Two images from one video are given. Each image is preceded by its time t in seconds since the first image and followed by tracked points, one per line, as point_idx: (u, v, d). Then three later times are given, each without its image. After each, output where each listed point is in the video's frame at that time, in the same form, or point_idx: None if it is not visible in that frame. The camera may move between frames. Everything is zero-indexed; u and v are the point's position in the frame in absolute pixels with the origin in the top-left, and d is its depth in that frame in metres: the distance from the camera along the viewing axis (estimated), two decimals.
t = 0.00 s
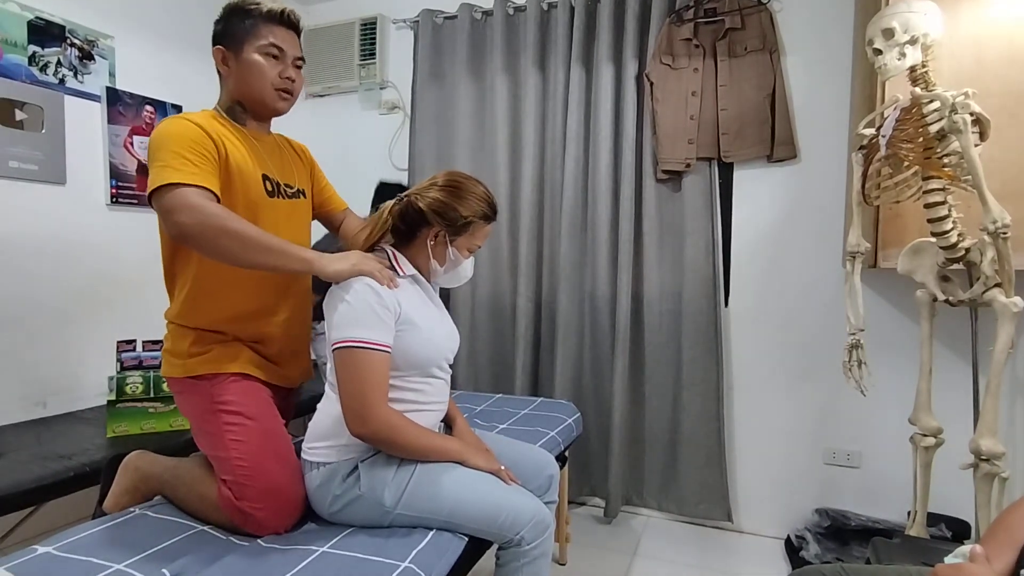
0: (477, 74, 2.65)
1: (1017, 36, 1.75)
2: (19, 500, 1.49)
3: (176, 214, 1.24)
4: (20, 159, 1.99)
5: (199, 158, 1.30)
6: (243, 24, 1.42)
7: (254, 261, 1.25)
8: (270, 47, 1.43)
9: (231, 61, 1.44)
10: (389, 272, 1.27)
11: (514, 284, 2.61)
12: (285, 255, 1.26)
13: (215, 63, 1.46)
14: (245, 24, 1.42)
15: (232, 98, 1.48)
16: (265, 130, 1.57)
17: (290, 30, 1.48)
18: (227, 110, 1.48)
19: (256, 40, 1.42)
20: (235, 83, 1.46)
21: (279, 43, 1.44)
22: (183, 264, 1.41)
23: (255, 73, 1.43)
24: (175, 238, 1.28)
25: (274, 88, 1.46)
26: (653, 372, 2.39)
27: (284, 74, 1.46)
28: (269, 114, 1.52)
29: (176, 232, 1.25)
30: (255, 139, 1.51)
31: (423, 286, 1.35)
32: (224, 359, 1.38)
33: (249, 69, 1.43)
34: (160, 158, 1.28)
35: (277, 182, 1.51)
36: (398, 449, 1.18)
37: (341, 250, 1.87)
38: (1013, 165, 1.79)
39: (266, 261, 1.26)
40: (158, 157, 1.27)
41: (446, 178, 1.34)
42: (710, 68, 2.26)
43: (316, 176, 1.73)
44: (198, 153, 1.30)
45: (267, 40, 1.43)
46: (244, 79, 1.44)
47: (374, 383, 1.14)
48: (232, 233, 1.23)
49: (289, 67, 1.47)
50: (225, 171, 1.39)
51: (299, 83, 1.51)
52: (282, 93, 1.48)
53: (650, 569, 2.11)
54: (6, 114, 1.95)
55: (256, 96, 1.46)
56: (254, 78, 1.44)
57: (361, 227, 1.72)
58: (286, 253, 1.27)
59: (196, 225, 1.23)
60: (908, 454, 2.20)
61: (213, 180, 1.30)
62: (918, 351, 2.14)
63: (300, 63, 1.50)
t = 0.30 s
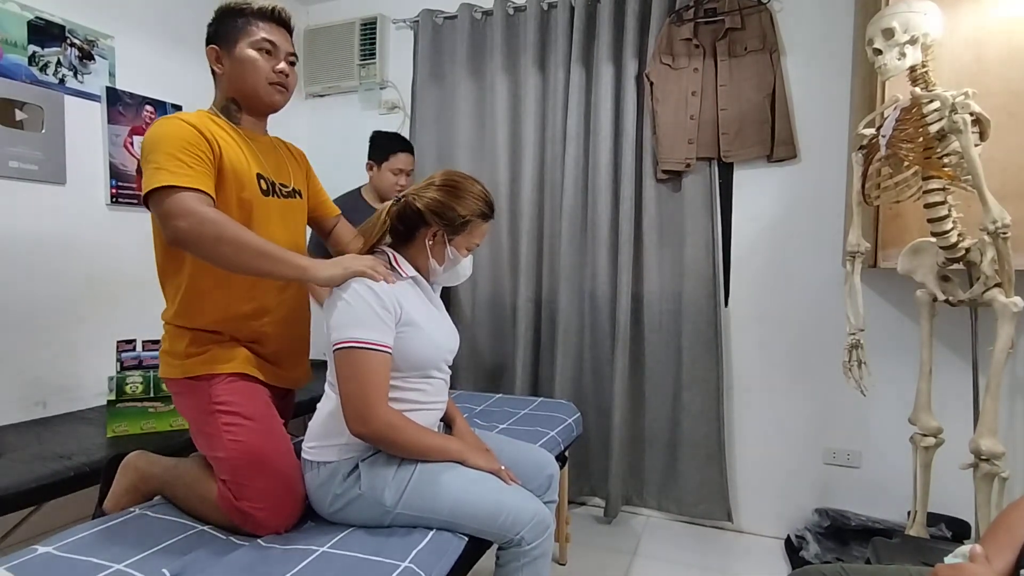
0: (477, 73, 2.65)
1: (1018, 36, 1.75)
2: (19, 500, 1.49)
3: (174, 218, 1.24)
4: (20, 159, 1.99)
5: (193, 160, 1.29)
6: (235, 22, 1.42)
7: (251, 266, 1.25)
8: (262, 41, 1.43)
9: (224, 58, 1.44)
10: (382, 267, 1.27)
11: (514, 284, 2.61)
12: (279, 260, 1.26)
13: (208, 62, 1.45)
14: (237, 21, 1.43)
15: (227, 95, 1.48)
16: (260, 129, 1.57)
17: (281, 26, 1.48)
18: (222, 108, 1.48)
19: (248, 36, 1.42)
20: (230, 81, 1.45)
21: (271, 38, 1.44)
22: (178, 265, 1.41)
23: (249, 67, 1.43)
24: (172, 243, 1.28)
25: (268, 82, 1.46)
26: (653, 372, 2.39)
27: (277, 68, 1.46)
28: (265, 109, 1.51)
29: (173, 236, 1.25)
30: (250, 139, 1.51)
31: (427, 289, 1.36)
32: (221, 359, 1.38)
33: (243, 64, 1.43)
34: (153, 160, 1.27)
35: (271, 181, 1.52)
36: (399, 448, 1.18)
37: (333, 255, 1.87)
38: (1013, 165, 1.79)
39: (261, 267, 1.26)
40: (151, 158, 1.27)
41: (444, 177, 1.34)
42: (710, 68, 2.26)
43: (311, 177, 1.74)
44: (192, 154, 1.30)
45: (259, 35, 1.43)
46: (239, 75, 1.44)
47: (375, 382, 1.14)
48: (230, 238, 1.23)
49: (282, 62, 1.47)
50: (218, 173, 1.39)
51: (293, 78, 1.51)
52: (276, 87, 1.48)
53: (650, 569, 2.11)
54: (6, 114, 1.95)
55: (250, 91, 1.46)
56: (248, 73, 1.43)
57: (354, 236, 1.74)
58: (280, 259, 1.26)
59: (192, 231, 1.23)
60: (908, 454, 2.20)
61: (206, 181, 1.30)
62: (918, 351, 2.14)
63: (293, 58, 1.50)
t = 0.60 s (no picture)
0: (477, 77, 2.66)
1: (1016, 40, 1.76)
2: (20, 502, 1.49)
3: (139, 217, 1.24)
4: (23, 163, 2.00)
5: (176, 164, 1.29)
6: (234, 34, 1.43)
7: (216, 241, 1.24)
8: (258, 58, 1.44)
9: (222, 70, 1.45)
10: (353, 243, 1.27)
11: (514, 287, 2.62)
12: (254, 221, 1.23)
13: (207, 71, 1.48)
14: (236, 34, 1.44)
15: (223, 105, 1.51)
16: (258, 135, 1.59)
17: (281, 40, 1.48)
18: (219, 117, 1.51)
19: (245, 52, 1.43)
20: (226, 93, 1.48)
21: (266, 55, 1.45)
22: (172, 269, 1.42)
23: (243, 84, 1.45)
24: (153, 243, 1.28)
25: (260, 99, 1.48)
26: (653, 375, 2.39)
27: (272, 85, 1.47)
28: (258, 122, 1.54)
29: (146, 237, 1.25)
30: (247, 145, 1.52)
31: (427, 290, 1.35)
32: (221, 361, 1.39)
33: (237, 80, 1.45)
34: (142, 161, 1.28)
35: (268, 185, 1.53)
36: (402, 449, 1.18)
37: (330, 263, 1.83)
38: (1012, 168, 1.80)
39: (234, 237, 1.23)
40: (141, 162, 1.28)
41: (444, 179, 1.35)
42: (710, 72, 2.27)
43: (309, 183, 1.75)
44: (177, 155, 1.29)
45: (255, 51, 1.43)
46: (233, 89, 1.46)
47: (379, 381, 1.14)
48: (195, 222, 1.22)
49: (277, 79, 1.48)
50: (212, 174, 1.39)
51: (289, 94, 1.52)
52: (270, 103, 1.50)
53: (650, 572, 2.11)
54: (8, 117, 1.95)
55: (244, 105, 1.48)
56: (242, 89, 1.46)
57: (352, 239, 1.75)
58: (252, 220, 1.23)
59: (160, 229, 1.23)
60: (907, 456, 2.20)
61: (192, 185, 1.30)
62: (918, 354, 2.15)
63: (291, 73, 1.50)
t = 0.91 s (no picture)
0: (478, 82, 2.67)
1: (1015, 44, 1.76)
2: (19, 507, 1.48)
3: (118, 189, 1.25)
4: (23, 167, 2.00)
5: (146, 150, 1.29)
6: (235, 43, 1.44)
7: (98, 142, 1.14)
8: (260, 65, 1.45)
9: (227, 79, 1.47)
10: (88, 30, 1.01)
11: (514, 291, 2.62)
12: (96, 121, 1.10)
13: (212, 81, 1.50)
14: (238, 42, 1.45)
15: (229, 113, 1.52)
16: (264, 142, 1.59)
17: (283, 45, 1.49)
18: (226, 125, 1.53)
19: (247, 60, 1.44)
20: (231, 101, 1.49)
21: (269, 61, 1.46)
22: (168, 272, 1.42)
23: (248, 92, 1.46)
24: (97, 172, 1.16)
25: (266, 106, 1.49)
26: (654, 379, 2.39)
27: (276, 91, 1.48)
28: (265, 128, 1.55)
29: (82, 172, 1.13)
30: (250, 149, 1.53)
31: (427, 295, 1.35)
32: (221, 365, 1.39)
33: (243, 89, 1.46)
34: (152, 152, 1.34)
35: (268, 188, 1.53)
36: (401, 453, 1.18)
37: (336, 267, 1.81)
38: (1012, 172, 1.80)
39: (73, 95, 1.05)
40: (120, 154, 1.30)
41: (445, 185, 1.36)
42: (710, 77, 2.27)
43: (315, 189, 1.75)
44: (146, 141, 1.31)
45: (258, 57, 1.44)
46: (239, 98, 1.48)
47: (379, 385, 1.14)
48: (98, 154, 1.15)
49: (281, 84, 1.49)
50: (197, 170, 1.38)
51: (294, 98, 1.53)
52: (276, 109, 1.51)
53: None
54: (10, 122, 1.96)
55: (250, 112, 1.49)
56: (247, 97, 1.47)
57: (355, 248, 1.79)
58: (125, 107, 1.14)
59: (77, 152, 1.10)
60: (909, 461, 2.19)
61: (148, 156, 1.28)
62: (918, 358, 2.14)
63: (294, 77, 1.51)
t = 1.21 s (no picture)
0: (478, 83, 2.67)
1: (1015, 46, 1.77)
2: (20, 509, 1.48)
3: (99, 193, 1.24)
4: (24, 169, 2.00)
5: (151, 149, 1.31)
6: (227, 44, 1.45)
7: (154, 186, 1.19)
8: (253, 64, 1.45)
9: (221, 81, 1.47)
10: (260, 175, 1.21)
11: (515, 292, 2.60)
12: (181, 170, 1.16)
13: (206, 85, 1.50)
14: (230, 43, 1.46)
15: (224, 115, 1.51)
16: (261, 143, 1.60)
17: (274, 45, 1.50)
18: (222, 127, 1.52)
19: (239, 59, 1.45)
20: (226, 103, 1.49)
21: (263, 59, 1.46)
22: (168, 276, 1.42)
23: (243, 92, 1.46)
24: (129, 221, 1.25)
25: (261, 104, 1.49)
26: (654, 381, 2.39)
27: (270, 89, 1.48)
28: (261, 129, 1.54)
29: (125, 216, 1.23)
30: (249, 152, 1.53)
31: (428, 297, 1.36)
32: (220, 366, 1.39)
33: (237, 89, 1.46)
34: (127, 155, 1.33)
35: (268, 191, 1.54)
36: (401, 456, 1.18)
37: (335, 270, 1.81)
38: (1011, 174, 1.80)
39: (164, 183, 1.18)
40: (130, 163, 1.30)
41: (444, 188, 1.35)
42: (710, 79, 2.28)
43: (313, 191, 1.76)
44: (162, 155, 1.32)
45: (251, 57, 1.45)
46: (234, 99, 1.48)
47: (379, 388, 1.14)
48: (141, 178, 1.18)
49: (275, 82, 1.49)
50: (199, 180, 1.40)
51: (289, 96, 1.52)
52: (272, 108, 1.50)
53: None
54: (11, 124, 1.96)
55: (246, 113, 1.49)
56: (243, 97, 1.47)
57: (356, 250, 1.78)
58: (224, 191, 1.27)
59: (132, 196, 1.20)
60: (909, 463, 2.19)
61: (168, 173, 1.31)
62: (918, 359, 2.15)
63: (287, 74, 1.52)
